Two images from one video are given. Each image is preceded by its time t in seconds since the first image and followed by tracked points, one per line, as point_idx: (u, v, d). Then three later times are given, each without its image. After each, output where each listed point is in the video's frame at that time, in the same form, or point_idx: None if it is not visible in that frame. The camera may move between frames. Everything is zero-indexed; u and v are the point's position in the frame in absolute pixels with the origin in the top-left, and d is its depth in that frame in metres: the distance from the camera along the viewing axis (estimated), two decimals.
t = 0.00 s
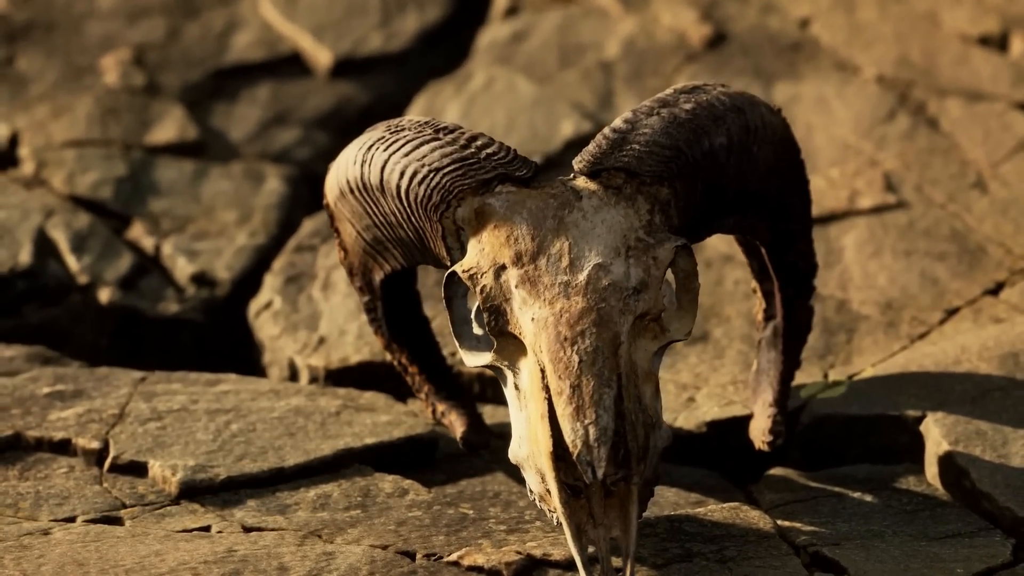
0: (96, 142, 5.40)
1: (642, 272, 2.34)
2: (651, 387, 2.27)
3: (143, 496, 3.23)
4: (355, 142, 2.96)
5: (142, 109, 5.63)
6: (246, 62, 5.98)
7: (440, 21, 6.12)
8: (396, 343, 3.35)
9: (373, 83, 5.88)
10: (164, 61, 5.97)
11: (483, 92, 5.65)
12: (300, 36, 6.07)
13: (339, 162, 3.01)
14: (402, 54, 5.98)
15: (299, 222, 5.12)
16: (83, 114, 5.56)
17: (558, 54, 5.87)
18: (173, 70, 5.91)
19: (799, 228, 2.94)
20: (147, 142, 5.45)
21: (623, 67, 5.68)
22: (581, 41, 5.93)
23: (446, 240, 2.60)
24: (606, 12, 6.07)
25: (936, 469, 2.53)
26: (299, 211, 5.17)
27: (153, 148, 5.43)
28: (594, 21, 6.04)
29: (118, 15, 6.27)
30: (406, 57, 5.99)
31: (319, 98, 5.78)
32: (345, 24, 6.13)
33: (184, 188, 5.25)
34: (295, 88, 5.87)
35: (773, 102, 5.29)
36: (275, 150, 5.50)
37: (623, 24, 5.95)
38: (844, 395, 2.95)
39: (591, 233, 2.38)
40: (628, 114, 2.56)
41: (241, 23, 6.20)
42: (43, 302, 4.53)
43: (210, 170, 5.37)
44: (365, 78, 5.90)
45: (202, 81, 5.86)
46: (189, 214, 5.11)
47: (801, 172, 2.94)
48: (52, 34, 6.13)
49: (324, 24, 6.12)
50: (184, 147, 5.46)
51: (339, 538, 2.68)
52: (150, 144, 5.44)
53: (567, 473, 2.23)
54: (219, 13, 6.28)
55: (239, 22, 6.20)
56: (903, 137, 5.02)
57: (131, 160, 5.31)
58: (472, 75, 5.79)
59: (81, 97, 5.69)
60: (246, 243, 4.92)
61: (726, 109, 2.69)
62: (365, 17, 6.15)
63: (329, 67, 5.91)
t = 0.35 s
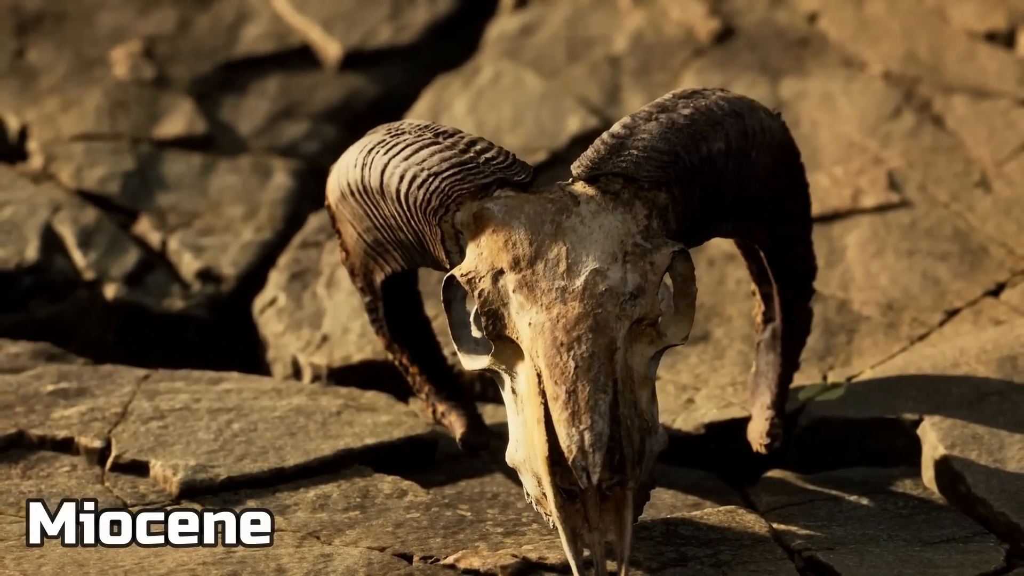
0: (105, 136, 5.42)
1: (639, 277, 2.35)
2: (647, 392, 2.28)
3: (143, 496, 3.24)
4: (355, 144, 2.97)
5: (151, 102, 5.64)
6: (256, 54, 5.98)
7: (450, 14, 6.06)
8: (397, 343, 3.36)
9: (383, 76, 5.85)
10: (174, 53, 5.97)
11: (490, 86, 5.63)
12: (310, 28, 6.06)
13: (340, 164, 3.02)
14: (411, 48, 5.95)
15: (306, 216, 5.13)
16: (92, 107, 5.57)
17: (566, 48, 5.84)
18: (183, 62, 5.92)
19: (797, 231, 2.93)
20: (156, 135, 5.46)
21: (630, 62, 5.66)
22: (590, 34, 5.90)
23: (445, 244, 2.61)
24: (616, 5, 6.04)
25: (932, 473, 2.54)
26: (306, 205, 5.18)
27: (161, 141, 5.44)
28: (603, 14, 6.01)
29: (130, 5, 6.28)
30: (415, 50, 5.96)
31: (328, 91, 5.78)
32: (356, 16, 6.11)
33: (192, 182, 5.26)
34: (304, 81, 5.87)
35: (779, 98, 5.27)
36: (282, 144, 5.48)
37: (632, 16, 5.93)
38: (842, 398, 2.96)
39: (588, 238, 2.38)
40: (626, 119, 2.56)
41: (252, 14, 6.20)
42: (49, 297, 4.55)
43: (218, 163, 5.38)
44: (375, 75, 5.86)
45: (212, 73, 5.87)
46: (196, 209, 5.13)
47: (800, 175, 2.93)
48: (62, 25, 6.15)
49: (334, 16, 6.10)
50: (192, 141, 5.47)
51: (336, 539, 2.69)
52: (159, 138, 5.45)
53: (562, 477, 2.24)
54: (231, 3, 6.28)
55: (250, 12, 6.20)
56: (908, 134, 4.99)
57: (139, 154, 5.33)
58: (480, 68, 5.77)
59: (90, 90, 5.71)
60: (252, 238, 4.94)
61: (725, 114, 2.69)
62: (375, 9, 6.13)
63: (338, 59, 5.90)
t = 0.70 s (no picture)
0: (114, 128, 5.44)
1: (636, 282, 2.35)
2: (643, 397, 2.28)
3: (145, 495, 3.25)
4: (357, 147, 2.98)
5: (161, 93, 5.65)
6: (266, 45, 5.97)
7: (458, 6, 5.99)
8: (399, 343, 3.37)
9: (394, 70, 5.82)
10: (184, 45, 5.98)
11: (498, 80, 5.60)
12: (321, 19, 6.04)
13: (341, 167, 3.03)
14: (420, 39, 5.90)
15: (313, 210, 5.14)
16: (102, 99, 5.59)
17: (575, 41, 5.78)
18: (193, 54, 5.92)
19: (796, 234, 2.93)
20: (165, 127, 5.47)
21: (638, 57, 5.59)
22: (600, 26, 5.83)
23: (444, 247, 2.62)
24: None
25: (928, 476, 2.54)
26: (313, 199, 5.18)
27: (170, 134, 5.45)
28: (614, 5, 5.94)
29: None
30: (425, 42, 5.91)
31: (337, 83, 5.77)
32: (366, 8, 6.06)
33: (200, 175, 5.27)
34: (313, 74, 5.86)
35: (786, 94, 5.25)
36: (291, 137, 5.49)
37: (642, 7, 5.86)
38: (839, 400, 2.96)
39: (586, 243, 2.39)
40: (625, 124, 2.56)
41: (263, 5, 6.18)
42: (57, 292, 4.57)
43: (226, 157, 5.38)
44: (384, 66, 5.83)
45: (221, 65, 5.87)
46: (204, 203, 5.14)
47: (801, 178, 2.92)
48: (74, 16, 6.18)
49: (345, 7, 6.07)
50: (200, 134, 5.47)
51: (334, 540, 2.70)
52: (168, 130, 5.46)
53: (558, 481, 2.25)
54: None
55: (261, 4, 6.18)
56: (912, 132, 4.98)
57: (148, 147, 5.34)
58: (488, 61, 5.73)
59: (100, 82, 5.72)
60: (258, 233, 4.95)
61: (724, 119, 2.68)
62: None
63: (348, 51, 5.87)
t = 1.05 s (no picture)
0: (123, 121, 5.45)
1: (633, 286, 2.36)
2: (639, 400, 2.29)
3: (146, 493, 3.27)
4: (357, 148, 2.98)
5: (170, 86, 5.66)
6: (275, 37, 5.97)
7: None
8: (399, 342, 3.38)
9: (403, 62, 5.82)
10: (195, 36, 5.98)
11: (505, 75, 5.58)
12: (331, 10, 6.04)
13: (342, 168, 3.03)
14: (429, 31, 5.91)
15: (319, 204, 5.14)
16: (111, 92, 5.61)
17: (582, 33, 5.76)
18: (203, 45, 5.92)
19: (795, 237, 2.93)
20: (174, 120, 5.48)
21: (646, 50, 5.58)
22: (609, 19, 5.82)
23: (444, 249, 2.63)
24: None
25: (924, 478, 2.55)
26: (320, 193, 5.19)
27: (179, 127, 5.46)
28: None
29: None
30: (434, 34, 5.92)
31: (346, 76, 5.76)
32: None
33: (208, 169, 5.29)
34: (323, 65, 5.85)
35: (792, 89, 5.22)
36: (299, 130, 5.49)
37: None
38: (837, 401, 2.96)
39: (583, 247, 2.40)
40: (623, 128, 2.57)
41: None
42: (64, 287, 4.60)
43: (234, 150, 5.39)
44: (393, 58, 5.84)
45: (231, 57, 5.87)
46: (211, 196, 5.15)
47: (800, 181, 2.92)
48: (86, 7, 6.20)
49: None
50: (209, 127, 5.48)
51: (333, 540, 2.71)
52: (177, 123, 5.47)
53: (553, 484, 2.26)
54: None
55: None
56: (917, 129, 4.95)
57: (156, 141, 5.36)
58: (497, 55, 5.71)
59: (110, 74, 5.73)
60: (264, 227, 4.96)
61: (722, 123, 2.68)
62: None
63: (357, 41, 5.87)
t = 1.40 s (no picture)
0: (133, 114, 5.48)
1: (629, 290, 2.37)
2: (635, 403, 2.31)
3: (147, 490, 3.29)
4: (359, 150, 2.99)
5: (181, 77, 5.67)
6: (286, 27, 5.95)
7: None
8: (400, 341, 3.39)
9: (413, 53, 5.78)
10: (206, 27, 5.98)
11: (513, 68, 5.56)
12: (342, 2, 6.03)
13: (344, 169, 3.04)
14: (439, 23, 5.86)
15: (326, 198, 5.15)
16: (121, 84, 5.62)
17: (591, 26, 5.75)
18: (214, 37, 5.92)
19: (794, 239, 2.93)
20: (183, 112, 5.50)
21: (654, 44, 5.56)
22: (618, 12, 5.81)
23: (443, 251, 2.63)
24: None
25: (919, 481, 2.55)
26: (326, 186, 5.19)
27: (188, 119, 5.48)
28: None
29: None
30: (444, 24, 5.88)
31: (356, 66, 5.75)
32: None
33: (216, 161, 5.30)
34: (333, 56, 5.84)
35: (799, 84, 5.19)
36: (308, 121, 5.48)
37: None
38: (835, 402, 2.97)
39: (580, 251, 2.40)
40: (622, 132, 2.57)
41: None
42: (70, 280, 4.62)
43: (243, 142, 5.41)
44: (401, 49, 5.81)
45: (241, 48, 5.87)
46: (219, 189, 5.17)
47: (799, 183, 2.92)
48: None
49: None
50: (218, 119, 5.49)
51: (331, 539, 2.73)
52: (186, 115, 5.49)
53: (549, 487, 2.27)
54: None
55: None
56: (922, 126, 4.91)
57: (165, 133, 5.38)
58: (504, 48, 5.68)
59: (121, 66, 5.75)
60: (271, 221, 4.97)
61: (720, 127, 2.68)
62: None
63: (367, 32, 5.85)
